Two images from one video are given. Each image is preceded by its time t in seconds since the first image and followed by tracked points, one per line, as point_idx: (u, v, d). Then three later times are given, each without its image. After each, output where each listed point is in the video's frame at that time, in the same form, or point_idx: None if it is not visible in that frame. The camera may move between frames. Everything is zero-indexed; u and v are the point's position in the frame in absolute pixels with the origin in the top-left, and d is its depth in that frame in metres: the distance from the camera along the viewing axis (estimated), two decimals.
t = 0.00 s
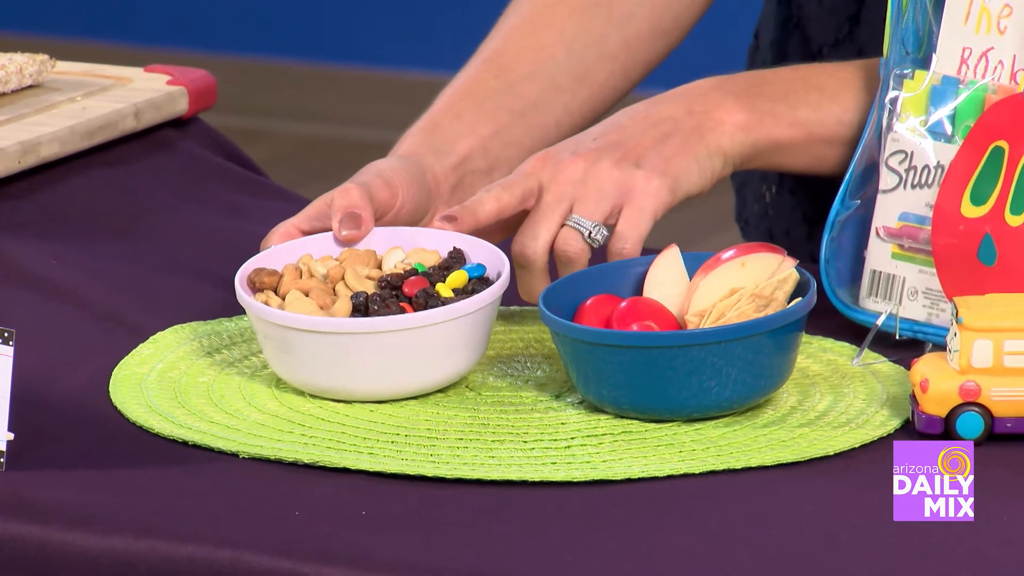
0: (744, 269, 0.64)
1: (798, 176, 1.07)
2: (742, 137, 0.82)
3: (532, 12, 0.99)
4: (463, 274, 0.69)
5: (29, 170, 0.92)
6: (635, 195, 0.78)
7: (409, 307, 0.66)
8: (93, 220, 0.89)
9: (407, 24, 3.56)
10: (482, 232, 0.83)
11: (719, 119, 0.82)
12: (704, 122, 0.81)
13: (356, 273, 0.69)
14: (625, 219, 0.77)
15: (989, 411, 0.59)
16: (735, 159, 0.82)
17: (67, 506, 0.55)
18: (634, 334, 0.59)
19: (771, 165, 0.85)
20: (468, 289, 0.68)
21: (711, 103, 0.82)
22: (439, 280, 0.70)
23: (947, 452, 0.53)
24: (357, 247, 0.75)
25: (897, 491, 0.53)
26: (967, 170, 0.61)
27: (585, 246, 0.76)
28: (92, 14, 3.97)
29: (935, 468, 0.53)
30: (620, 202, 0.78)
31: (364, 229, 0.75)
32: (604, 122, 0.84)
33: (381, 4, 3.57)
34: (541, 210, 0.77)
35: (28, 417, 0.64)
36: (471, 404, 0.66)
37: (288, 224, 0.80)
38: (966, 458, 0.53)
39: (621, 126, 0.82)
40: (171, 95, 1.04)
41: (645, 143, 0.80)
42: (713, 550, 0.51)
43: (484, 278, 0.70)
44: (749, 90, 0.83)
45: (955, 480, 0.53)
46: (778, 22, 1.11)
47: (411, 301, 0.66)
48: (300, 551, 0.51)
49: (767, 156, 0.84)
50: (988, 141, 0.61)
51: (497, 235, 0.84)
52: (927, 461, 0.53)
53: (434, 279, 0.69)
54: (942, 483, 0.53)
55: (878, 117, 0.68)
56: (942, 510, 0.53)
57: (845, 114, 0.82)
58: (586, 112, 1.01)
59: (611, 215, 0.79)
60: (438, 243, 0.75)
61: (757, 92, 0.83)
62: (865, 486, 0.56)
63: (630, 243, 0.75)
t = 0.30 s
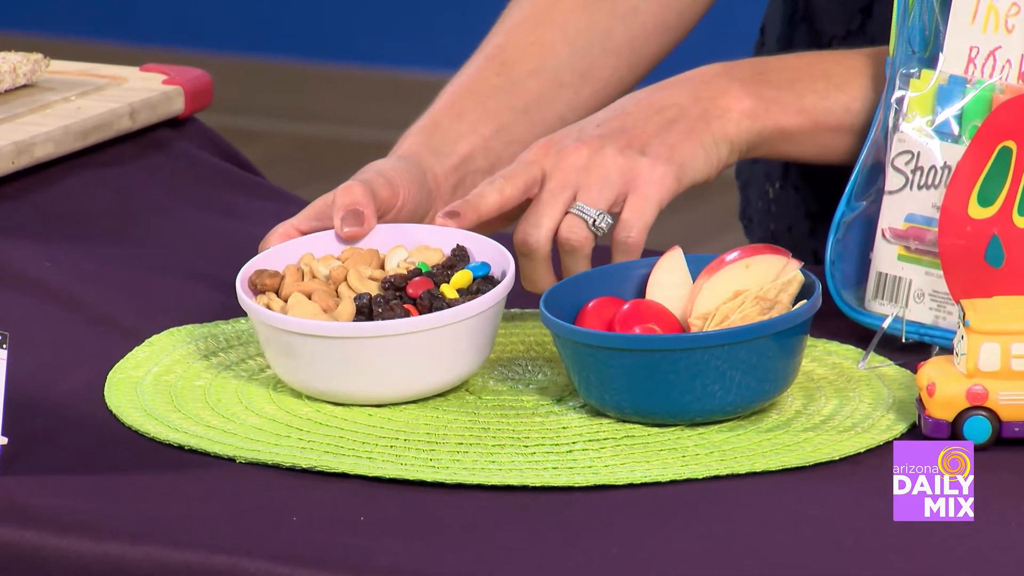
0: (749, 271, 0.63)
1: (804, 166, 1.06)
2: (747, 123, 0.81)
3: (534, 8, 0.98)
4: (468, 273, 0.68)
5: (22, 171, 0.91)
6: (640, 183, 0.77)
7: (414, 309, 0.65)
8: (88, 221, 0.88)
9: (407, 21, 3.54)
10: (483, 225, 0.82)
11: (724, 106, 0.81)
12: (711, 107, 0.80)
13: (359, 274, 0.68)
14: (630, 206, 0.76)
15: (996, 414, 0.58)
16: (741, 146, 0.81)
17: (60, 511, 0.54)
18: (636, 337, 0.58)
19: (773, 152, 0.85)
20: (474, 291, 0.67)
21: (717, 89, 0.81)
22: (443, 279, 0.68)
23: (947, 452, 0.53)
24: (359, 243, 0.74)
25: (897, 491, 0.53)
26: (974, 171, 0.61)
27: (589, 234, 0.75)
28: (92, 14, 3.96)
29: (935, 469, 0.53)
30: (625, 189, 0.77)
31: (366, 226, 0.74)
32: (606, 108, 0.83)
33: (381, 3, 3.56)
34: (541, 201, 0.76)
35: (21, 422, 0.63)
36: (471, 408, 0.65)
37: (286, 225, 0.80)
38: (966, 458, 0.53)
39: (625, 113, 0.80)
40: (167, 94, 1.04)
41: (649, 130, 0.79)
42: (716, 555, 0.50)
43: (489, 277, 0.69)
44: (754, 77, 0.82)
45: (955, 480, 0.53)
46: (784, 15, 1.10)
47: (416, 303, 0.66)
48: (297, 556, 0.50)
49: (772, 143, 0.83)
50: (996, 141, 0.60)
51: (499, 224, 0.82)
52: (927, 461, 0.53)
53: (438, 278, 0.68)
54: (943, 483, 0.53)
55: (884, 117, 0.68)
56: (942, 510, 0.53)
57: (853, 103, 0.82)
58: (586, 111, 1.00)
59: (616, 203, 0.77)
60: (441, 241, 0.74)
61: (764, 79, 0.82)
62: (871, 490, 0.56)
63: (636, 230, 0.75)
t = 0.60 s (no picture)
0: (756, 274, 0.63)
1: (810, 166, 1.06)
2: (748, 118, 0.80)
3: (537, 7, 0.97)
4: (465, 263, 0.67)
5: (19, 171, 0.90)
6: (639, 177, 0.76)
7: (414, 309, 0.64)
8: (85, 223, 0.87)
9: (408, 21, 3.54)
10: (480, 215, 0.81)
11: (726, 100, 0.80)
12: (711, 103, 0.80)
13: (355, 272, 0.67)
14: (628, 201, 0.75)
15: (1008, 420, 0.57)
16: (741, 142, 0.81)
17: (56, 516, 0.53)
18: (643, 341, 0.57)
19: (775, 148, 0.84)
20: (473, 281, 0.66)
21: (719, 84, 0.80)
22: (439, 271, 0.67)
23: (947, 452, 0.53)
24: (352, 231, 0.73)
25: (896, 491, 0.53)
26: (986, 173, 0.60)
27: (587, 228, 0.74)
28: (91, 14, 3.95)
29: (935, 468, 0.53)
30: (623, 183, 0.76)
31: (358, 214, 0.73)
32: (605, 103, 0.81)
33: (381, 3, 3.55)
34: (536, 192, 0.75)
35: (17, 426, 0.62)
36: (475, 413, 0.64)
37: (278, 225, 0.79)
38: (966, 458, 0.53)
39: (623, 108, 0.79)
40: (166, 95, 1.03)
41: (648, 125, 0.78)
42: (724, 561, 0.49)
43: (486, 263, 0.68)
44: (757, 71, 0.81)
45: (955, 480, 0.52)
46: (792, 18, 1.09)
47: (415, 301, 0.64)
48: (298, 563, 0.49)
49: (772, 138, 0.83)
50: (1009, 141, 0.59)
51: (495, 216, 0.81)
52: (927, 461, 0.53)
53: (435, 270, 0.67)
54: (942, 483, 0.52)
55: (893, 117, 0.67)
56: (942, 510, 0.52)
57: (857, 97, 0.80)
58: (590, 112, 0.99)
59: (614, 198, 0.76)
60: (435, 224, 0.73)
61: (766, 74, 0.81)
62: (881, 496, 0.55)
63: (634, 225, 0.74)
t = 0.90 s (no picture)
0: (762, 275, 0.62)
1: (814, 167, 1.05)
2: (754, 127, 0.79)
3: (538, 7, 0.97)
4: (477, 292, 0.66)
5: (14, 172, 0.89)
6: (644, 193, 0.76)
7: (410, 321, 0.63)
8: (81, 224, 0.86)
9: (408, 22, 3.54)
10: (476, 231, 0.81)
11: (731, 110, 0.80)
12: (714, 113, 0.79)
13: (367, 280, 0.67)
14: (634, 217, 0.75)
15: (1017, 424, 0.57)
16: (746, 151, 0.80)
17: (51, 521, 0.52)
18: (649, 343, 0.57)
19: (780, 156, 0.83)
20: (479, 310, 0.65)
21: (724, 93, 0.80)
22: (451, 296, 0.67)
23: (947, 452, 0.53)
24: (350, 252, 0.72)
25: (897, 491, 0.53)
26: (995, 172, 0.59)
27: (593, 245, 0.73)
28: (90, 14, 3.94)
29: (935, 469, 0.53)
30: (628, 199, 0.76)
31: (355, 232, 0.72)
32: (608, 115, 0.81)
33: (381, 3, 3.56)
34: (542, 210, 0.75)
35: (11, 430, 0.61)
36: (477, 417, 0.63)
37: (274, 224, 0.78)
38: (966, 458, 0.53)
39: (628, 119, 0.79)
40: (163, 94, 1.02)
41: (653, 137, 0.78)
42: (730, 567, 0.49)
43: (499, 299, 0.67)
44: (761, 79, 0.81)
45: (955, 480, 0.52)
46: (797, 16, 1.09)
47: (416, 314, 0.63)
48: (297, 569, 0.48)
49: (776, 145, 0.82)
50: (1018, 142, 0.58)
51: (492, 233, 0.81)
52: (927, 461, 0.53)
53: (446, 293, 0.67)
54: (942, 483, 0.52)
55: (902, 117, 0.66)
56: (942, 510, 0.52)
57: (863, 103, 0.79)
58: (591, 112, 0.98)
59: (620, 214, 0.76)
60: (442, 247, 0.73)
61: (769, 79, 0.81)
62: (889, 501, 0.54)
63: (640, 242, 0.74)
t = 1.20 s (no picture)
0: (768, 279, 0.61)
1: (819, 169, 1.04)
2: (756, 126, 0.79)
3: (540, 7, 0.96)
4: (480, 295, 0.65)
5: (10, 173, 0.88)
6: (645, 193, 0.75)
7: (414, 326, 0.62)
8: (78, 225, 0.85)
9: (407, 22, 3.53)
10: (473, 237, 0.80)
11: (735, 109, 0.79)
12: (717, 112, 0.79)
13: (367, 282, 0.66)
14: (635, 218, 0.74)
15: None
16: (750, 151, 0.80)
17: (46, 527, 0.52)
18: (653, 347, 0.56)
19: (786, 156, 0.83)
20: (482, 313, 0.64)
21: (726, 92, 0.79)
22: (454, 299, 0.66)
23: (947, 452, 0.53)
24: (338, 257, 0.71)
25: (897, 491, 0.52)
26: (1004, 173, 0.58)
27: (592, 247, 0.73)
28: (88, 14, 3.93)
29: (935, 469, 0.53)
30: (630, 199, 0.76)
31: (343, 237, 0.71)
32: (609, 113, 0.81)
33: (381, 3, 3.55)
34: (545, 209, 0.74)
35: (7, 434, 0.60)
36: (479, 422, 0.62)
37: (283, 214, 0.77)
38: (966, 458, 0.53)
39: (629, 118, 0.78)
40: (160, 94, 1.01)
41: (656, 136, 0.77)
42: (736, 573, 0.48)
43: (502, 302, 0.66)
44: (764, 77, 0.80)
45: (954, 479, 0.52)
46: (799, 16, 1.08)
47: (419, 320, 0.63)
48: None
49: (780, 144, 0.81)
50: None
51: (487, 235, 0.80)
52: (927, 461, 0.53)
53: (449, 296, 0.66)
54: (942, 483, 0.52)
55: (910, 117, 0.66)
56: (942, 510, 0.52)
57: (867, 102, 0.79)
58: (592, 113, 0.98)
59: (621, 214, 0.76)
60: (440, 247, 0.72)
61: (774, 80, 0.80)
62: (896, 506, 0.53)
63: (640, 243, 0.73)
